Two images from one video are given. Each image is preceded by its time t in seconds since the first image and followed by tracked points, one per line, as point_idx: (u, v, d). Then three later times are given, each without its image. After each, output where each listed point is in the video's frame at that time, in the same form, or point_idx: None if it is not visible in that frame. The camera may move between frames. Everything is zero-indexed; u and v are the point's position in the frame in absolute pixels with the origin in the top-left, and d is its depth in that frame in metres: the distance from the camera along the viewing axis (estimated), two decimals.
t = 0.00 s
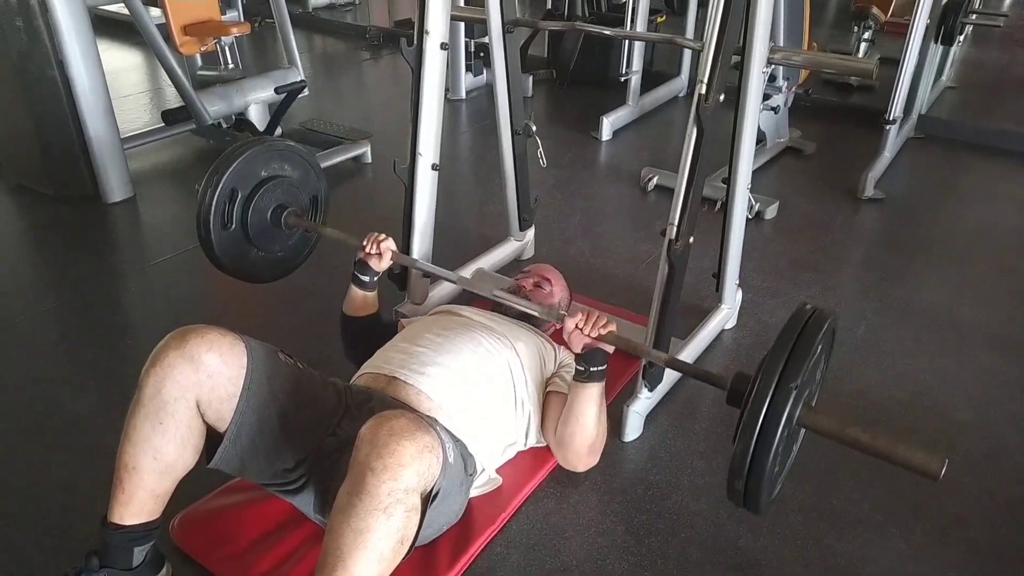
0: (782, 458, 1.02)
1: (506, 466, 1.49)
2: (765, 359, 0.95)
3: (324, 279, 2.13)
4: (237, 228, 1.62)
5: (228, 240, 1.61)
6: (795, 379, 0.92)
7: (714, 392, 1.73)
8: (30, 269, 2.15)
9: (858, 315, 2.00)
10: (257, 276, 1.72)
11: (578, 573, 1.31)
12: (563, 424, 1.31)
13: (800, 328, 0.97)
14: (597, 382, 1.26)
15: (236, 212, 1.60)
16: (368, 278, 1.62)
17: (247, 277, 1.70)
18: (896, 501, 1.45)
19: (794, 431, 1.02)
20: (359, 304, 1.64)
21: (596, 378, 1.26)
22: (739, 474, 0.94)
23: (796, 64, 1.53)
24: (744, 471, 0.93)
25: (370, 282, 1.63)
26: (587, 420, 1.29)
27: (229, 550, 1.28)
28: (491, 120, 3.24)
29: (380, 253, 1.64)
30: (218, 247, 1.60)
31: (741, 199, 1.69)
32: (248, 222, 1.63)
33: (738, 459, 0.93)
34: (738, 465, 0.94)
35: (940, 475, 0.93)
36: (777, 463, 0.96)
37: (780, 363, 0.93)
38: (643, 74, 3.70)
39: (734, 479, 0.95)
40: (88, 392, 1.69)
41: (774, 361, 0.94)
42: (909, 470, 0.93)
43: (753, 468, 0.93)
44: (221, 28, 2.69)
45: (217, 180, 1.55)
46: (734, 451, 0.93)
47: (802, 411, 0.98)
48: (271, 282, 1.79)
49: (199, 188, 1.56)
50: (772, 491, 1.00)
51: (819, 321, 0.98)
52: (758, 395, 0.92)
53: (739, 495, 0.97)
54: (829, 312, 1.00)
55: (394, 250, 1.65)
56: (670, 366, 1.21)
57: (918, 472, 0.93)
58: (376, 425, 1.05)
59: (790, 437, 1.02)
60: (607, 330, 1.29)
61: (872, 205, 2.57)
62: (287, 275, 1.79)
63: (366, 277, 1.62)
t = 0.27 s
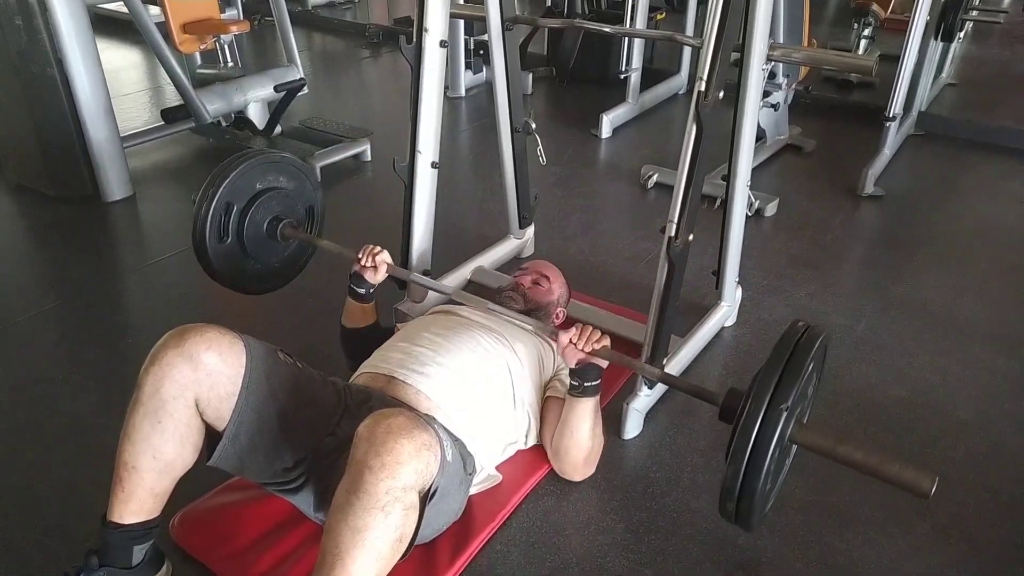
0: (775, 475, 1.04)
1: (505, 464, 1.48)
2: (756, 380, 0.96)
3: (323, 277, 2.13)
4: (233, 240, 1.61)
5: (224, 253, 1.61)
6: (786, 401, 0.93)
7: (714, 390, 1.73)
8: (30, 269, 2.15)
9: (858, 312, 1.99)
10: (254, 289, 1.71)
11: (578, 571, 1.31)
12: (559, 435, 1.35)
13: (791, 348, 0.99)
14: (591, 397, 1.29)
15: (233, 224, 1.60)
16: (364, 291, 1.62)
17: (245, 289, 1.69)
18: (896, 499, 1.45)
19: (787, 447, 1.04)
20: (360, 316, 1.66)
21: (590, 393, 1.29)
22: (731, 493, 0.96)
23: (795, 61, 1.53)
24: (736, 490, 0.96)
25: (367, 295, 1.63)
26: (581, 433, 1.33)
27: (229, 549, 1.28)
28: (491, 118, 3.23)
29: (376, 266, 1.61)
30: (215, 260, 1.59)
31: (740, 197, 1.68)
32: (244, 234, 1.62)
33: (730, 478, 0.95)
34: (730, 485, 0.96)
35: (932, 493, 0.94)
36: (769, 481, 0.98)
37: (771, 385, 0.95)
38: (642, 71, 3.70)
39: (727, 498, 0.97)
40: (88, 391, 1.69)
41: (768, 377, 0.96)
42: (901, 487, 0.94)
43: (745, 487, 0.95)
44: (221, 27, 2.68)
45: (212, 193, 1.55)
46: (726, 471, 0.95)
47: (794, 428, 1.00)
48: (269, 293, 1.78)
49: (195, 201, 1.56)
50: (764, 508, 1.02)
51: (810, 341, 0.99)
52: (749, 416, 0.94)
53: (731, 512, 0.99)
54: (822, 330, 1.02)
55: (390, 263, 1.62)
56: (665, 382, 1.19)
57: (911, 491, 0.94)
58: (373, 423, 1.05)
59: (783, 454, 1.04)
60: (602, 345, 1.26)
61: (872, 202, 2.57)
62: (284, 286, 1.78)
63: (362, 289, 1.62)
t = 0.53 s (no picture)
0: (769, 482, 1.04)
1: (503, 463, 1.48)
2: (747, 389, 0.96)
3: (321, 277, 2.13)
4: (227, 246, 1.62)
5: (219, 259, 1.61)
6: (776, 410, 0.94)
7: (712, 388, 1.73)
8: (27, 269, 2.15)
9: (856, 311, 2.00)
10: (251, 293, 1.71)
11: (577, 570, 1.31)
12: (556, 440, 1.36)
13: (783, 355, 0.99)
14: (585, 403, 1.29)
15: (227, 230, 1.60)
16: (358, 296, 1.61)
17: (241, 293, 1.69)
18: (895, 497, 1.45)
19: (781, 453, 1.04)
20: (354, 320, 1.64)
21: (584, 400, 1.28)
22: (723, 503, 0.97)
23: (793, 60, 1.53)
24: (728, 499, 0.96)
25: (362, 299, 1.61)
26: (578, 439, 1.33)
27: (227, 549, 1.28)
28: (489, 117, 3.23)
29: (370, 271, 1.60)
30: (209, 266, 1.60)
31: (738, 196, 1.68)
32: (239, 240, 1.62)
33: (722, 488, 0.96)
34: (721, 494, 0.96)
35: (927, 500, 0.92)
36: (762, 489, 0.99)
37: (761, 395, 0.95)
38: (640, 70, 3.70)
39: (719, 507, 0.97)
40: (86, 391, 1.69)
41: (759, 383, 0.96)
42: (895, 493, 0.93)
43: (736, 497, 0.95)
44: (218, 27, 2.68)
45: (205, 199, 1.55)
46: (717, 480, 0.96)
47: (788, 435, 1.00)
48: (265, 296, 1.79)
49: (188, 207, 1.56)
50: (758, 515, 1.02)
51: (802, 347, 0.99)
52: (740, 426, 0.94)
53: (724, 521, 0.99)
54: (814, 335, 1.03)
55: (384, 267, 1.61)
56: (657, 389, 1.20)
57: (906, 498, 0.93)
58: (371, 424, 1.05)
59: (776, 461, 1.04)
60: (594, 352, 1.26)
61: (870, 201, 2.58)
62: (281, 290, 1.78)
63: (356, 294, 1.61)
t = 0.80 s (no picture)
0: (765, 489, 1.05)
1: (503, 465, 1.48)
2: (741, 398, 0.96)
3: (321, 279, 2.13)
4: (226, 251, 1.62)
5: (218, 264, 1.61)
6: (770, 421, 0.93)
7: (712, 389, 1.73)
8: (27, 272, 2.15)
9: (855, 312, 2.00)
10: (250, 296, 1.72)
11: (577, 572, 1.31)
12: (554, 445, 1.36)
13: (778, 364, 0.98)
14: (582, 409, 1.29)
15: (225, 234, 1.60)
16: (356, 299, 1.60)
17: (240, 297, 1.70)
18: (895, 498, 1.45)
19: (777, 460, 1.04)
20: (353, 325, 1.64)
21: (581, 405, 1.29)
22: (717, 512, 0.97)
23: (792, 61, 1.53)
24: (721, 509, 0.96)
25: (359, 303, 1.61)
26: (576, 444, 1.34)
27: (227, 551, 1.28)
28: (488, 119, 3.24)
29: (367, 275, 1.60)
30: (208, 270, 1.60)
31: (737, 196, 1.68)
32: (237, 244, 1.62)
33: (715, 497, 0.96)
34: (715, 503, 0.96)
35: (924, 510, 0.92)
36: (756, 498, 0.99)
37: (755, 405, 0.94)
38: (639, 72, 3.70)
39: (713, 516, 0.98)
40: (86, 393, 1.69)
41: (753, 393, 0.95)
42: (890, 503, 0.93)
43: (729, 507, 0.96)
44: (217, 29, 2.68)
45: (203, 204, 1.55)
46: (711, 490, 0.96)
47: (783, 443, 0.99)
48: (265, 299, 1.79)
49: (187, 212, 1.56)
50: (753, 523, 1.02)
51: (797, 356, 0.99)
52: (733, 437, 0.94)
53: (718, 529, 0.99)
54: (811, 341, 1.02)
55: (381, 271, 1.60)
56: (653, 395, 1.18)
57: (902, 509, 0.92)
58: (368, 425, 1.05)
59: (773, 468, 1.04)
60: (590, 357, 1.26)
61: (869, 202, 2.58)
62: (281, 292, 1.78)
63: (354, 298, 1.60)
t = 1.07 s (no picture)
0: (763, 490, 1.05)
1: (502, 466, 1.48)
2: (738, 399, 0.96)
3: (321, 279, 2.13)
4: (226, 251, 1.62)
5: (218, 264, 1.61)
6: (766, 422, 0.93)
7: (712, 390, 1.73)
8: (26, 272, 2.15)
9: (855, 312, 2.00)
10: (251, 296, 1.72)
11: (577, 572, 1.31)
12: (553, 445, 1.36)
13: (775, 365, 0.98)
14: (582, 408, 1.29)
15: (225, 235, 1.60)
16: (356, 299, 1.60)
17: (241, 296, 1.70)
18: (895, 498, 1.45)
19: (774, 462, 1.04)
20: (353, 325, 1.63)
21: (580, 405, 1.29)
22: (714, 513, 0.97)
23: (791, 61, 1.53)
24: (718, 510, 0.96)
25: (359, 303, 1.61)
26: (575, 445, 1.34)
27: (226, 551, 1.28)
28: (488, 120, 3.24)
29: (367, 275, 1.59)
30: (208, 271, 1.60)
31: (737, 197, 1.68)
32: (237, 244, 1.62)
33: (712, 499, 0.96)
34: (712, 505, 0.97)
35: (921, 511, 0.92)
36: (753, 499, 0.99)
37: (752, 406, 0.94)
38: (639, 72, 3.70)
39: (710, 517, 0.98)
40: (86, 394, 1.69)
41: (750, 394, 0.95)
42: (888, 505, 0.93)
43: (726, 508, 0.96)
44: (217, 30, 2.68)
45: (203, 205, 1.55)
46: (707, 492, 0.96)
47: (781, 444, 1.00)
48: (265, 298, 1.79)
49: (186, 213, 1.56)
50: (750, 523, 1.03)
51: (794, 357, 0.99)
52: (729, 439, 0.94)
53: (715, 530, 1.00)
54: (809, 342, 1.02)
55: (381, 272, 1.60)
56: (653, 395, 1.18)
57: (900, 510, 0.92)
58: (368, 425, 1.05)
59: (770, 469, 1.04)
60: (590, 357, 1.26)
61: (868, 202, 2.58)
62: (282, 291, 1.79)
63: (354, 298, 1.60)
